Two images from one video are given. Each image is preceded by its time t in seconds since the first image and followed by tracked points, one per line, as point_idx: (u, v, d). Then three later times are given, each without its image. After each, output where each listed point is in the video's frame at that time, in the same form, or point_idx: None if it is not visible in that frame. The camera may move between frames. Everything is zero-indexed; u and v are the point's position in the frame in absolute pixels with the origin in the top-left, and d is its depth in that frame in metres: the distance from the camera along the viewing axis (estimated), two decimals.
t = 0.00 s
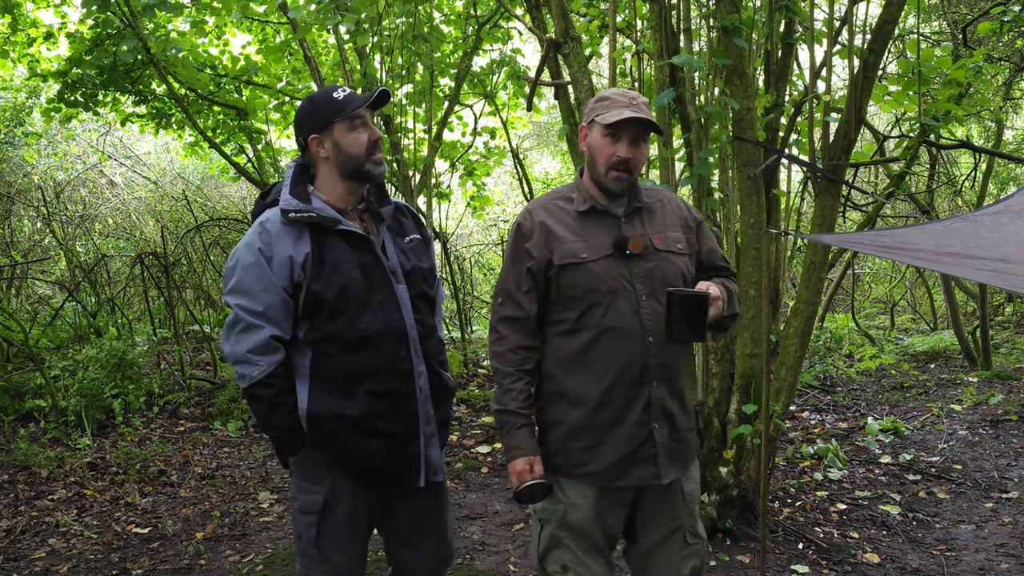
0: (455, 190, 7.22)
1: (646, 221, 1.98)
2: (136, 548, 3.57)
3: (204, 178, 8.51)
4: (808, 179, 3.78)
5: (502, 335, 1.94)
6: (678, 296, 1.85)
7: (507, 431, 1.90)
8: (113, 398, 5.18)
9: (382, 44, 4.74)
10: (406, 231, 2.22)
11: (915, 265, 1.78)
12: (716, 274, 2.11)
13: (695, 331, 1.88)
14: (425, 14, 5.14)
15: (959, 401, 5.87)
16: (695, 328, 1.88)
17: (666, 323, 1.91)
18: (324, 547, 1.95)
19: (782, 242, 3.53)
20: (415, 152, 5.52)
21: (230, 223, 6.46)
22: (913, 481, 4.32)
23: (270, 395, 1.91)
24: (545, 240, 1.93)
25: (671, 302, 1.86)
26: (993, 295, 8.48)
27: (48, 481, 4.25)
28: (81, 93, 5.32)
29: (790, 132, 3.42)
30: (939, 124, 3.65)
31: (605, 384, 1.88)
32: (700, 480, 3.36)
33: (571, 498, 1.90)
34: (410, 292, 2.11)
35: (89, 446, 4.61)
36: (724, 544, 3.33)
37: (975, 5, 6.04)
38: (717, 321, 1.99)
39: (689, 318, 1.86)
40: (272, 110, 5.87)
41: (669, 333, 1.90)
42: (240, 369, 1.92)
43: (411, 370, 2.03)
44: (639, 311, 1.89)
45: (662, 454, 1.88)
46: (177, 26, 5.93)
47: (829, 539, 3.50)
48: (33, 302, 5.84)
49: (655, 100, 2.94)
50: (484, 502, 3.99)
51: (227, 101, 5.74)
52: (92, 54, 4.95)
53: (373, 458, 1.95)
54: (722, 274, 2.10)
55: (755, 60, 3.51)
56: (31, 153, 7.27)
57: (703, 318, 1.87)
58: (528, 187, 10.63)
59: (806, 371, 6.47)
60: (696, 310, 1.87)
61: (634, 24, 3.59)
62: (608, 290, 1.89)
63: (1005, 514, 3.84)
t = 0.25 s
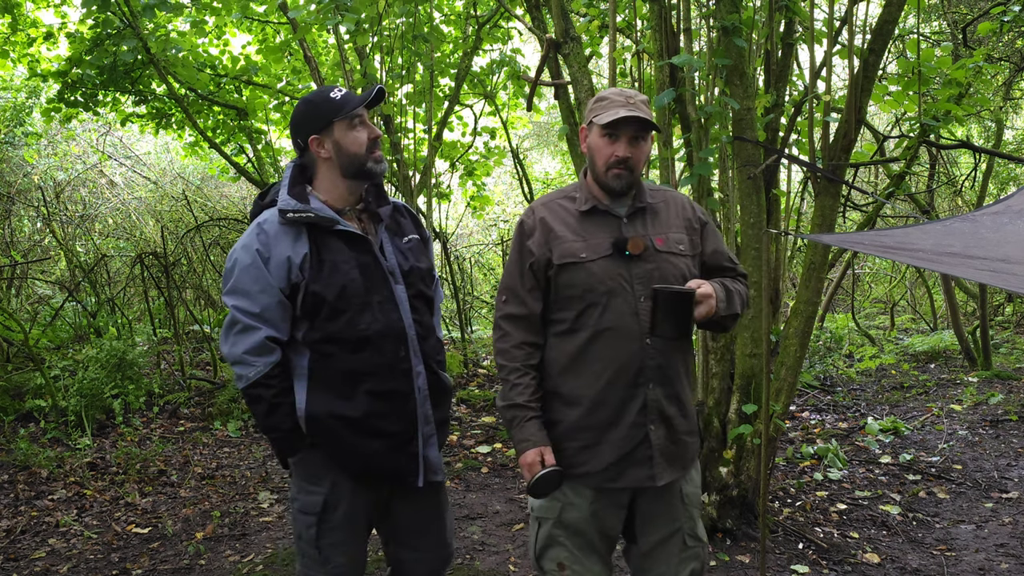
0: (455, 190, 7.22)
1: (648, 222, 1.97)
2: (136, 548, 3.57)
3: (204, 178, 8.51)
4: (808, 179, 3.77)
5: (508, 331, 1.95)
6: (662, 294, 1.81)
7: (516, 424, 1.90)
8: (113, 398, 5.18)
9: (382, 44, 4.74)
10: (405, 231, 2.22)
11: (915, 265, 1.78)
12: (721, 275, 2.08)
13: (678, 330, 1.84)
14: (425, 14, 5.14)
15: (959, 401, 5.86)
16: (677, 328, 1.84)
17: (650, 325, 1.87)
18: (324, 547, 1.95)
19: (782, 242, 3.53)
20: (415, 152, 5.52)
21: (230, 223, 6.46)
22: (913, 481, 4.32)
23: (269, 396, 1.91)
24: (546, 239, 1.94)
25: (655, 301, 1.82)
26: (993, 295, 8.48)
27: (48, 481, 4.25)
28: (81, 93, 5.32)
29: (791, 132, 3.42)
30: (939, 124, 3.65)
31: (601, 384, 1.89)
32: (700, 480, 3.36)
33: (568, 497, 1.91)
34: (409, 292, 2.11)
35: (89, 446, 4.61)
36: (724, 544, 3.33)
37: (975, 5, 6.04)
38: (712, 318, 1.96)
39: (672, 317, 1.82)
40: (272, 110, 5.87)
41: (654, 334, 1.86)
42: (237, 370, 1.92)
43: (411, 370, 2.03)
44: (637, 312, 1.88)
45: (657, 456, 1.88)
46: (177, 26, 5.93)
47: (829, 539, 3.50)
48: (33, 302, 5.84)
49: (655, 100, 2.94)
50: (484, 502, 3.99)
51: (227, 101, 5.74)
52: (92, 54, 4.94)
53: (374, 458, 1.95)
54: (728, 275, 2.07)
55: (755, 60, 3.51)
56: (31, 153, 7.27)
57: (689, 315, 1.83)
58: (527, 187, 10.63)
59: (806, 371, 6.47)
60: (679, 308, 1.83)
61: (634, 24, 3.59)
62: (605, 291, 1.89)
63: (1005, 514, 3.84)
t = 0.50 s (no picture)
0: (455, 190, 7.21)
1: (648, 221, 1.97)
2: (136, 548, 3.57)
3: (204, 178, 8.51)
4: (808, 179, 3.77)
5: (506, 332, 1.95)
6: (660, 296, 1.82)
7: (509, 428, 1.91)
8: (113, 398, 5.17)
9: (382, 44, 4.74)
10: (404, 230, 2.22)
11: (915, 265, 1.78)
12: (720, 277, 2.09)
13: (675, 331, 1.88)
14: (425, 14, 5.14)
15: (959, 401, 5.86)
16: (674, 328, 1.87)
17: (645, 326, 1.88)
18: (322, 547, 1.95)
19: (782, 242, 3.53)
20: (415, 152, 5.52)
21: (230, 223, 6.46)
22: (913, 481, 4.32)
23: (267, 395, 1.90)
24: (545, 239, 1.95)
25: (653, 302, 1.84)
26: (993, 295, 8.47)
27: (48, 481, 4.25)
28: (81, 93, 5.32)
29: (791, 132, 3.41)
30: (939, 124, 3.65)
31: (600, 385, 1.89)
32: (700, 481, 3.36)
33: (567, 498, 1.91)
34: (408, 292, 2.11)
35: (89, 446, 4.61)
36: (724, 544, 3.32)
37: (975, 5, 6.04)
38: (710, 320, 1.96)
39: (670, 318, 1.85)
40: (272, 110, 5.87)
41: (650, 337, 1.87)
42: (235, 370, 1.92)
43: (410, 370, 2.03)
44: (636, 312, 1.89)
45: (656, 458, 1.88)
46: (177, 26, 5.92)
47: (829, 539, 3.50)
48: (33, 302, 5.84)
49: (655, 100, 2.94)
50: (484, 502, 3.99)
51: (227, 101, 5.74)
52: (92, 54, 4.94)
53: (372, 458, 1.96)
54: (728, 276, 2.08)
55: (755, 60, 3.51)
56: (31, 153, 7.27)
57: (686, 317, 1.87)
58: (528, 187, 10.63)
59: (806, 371, 6.47)
60: (677, 309, 1.85)
61: (634, 24, 3.59)
62: (604, 291, 1.89)
63: (1005, 514, 3.84)
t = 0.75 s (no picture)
0: (455, 190, 7.21)
1: (645, 220, 1.97)
2: (136, 548, 3.57)
3: (204, 178, 8.51)
4: (808, 179, 3.78)
5: (502, 336, 1.96)
6: (660, 300, 1.81)
7: (506, 433, 1.91)
8: (113, 398, 5.18)
9: (382, 44, 4.74)
10: (404, 230, 2.22)
11: (915, 265, 1.78)
12: (716, 278, 2.10)
13: (680, 335, 1.86)
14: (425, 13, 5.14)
15: (959, 401, 5.86)
16: (677, 333, 1.85)
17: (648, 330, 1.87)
18: (321, 547, 1.95)
19: (782, 242, 3.53)
20: (415, 152, 5.52)
21: (230, 223, 6.46)
22: (913, 481, 4.32)
23: (266, 395, 1.91)
24: (543, 240, 1.95)
25: (653, 305, 1.83)
26: (993, 295, 8.47)
27: (48, 481, 4.25)
28: (81, 93, 5.32)
29: (791, 132, 3.42)
30: (939, 124, 3.65)
31: (600, 385, 1.88)
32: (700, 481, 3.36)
33: (568, 501, 1.91)
34: (407, 292, 2.10)
35: (88, 446, 4.61)
36: (724, 543, 3.33)
37: (975, 5, 6.04)
38: (706, 322, 1.98)
39: (672, 321, 1.83)
40: (272, 110, 5.87)
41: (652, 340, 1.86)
42: (234, 369, 1.92)
43: (409, 370, 2.03)
44: (635, 311, 1.89)
45: (657, 458, 1.88)
46: (177, 26, 5.92)
47: (829, 539, 3.50)
48: (33, 302, 5.84)
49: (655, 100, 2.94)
50: (484, 502, 3.99)
51: (227, 101, 5.74)
52: (93, 54, 4.94)
53: (371, 458, 1.95)
54: (722, 278, 2.09)
55: (755, 60, 3.51)
56: (31, 153, 7.27)
57: (687, 321, 1.84)
58: (527, 187, 10.63)
59: (806, 371, 6.47)
60: (677, 312, 1.83)
61: (634, 24, 3.58)
62: (603, 290, 1.89)
63: (1005, 514, 3.84)
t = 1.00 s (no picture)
0: (455, 190, 7.21)
1: (642, 221, 1.99)
2: (136, 548, 3.57)
3: (204, 178, 8.51)
4: (807, 179, 3.77)
5: (500, 337, 1.95)
6: (656, 306, 1.81)
7: (513, 436, 1.89)
8: (113, 398, 5.17)
9: (382, 44, 4.74)
10: (404, 231, 2.22)
11: (914, 265, 1.78)
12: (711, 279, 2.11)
13: (677, 342, 1.85)
14: (425, 14, 5.14)
15: (959, 401, 5.86)
16: (674, 337, 1.84)
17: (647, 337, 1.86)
18: (321, 548, 1.95)
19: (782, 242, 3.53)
20: (415, 152, 5.52)
21: (229, 223, 6.46)
22: (913, 481, 4.32)
23: (266, 395, 1.92)
24: (541, 240, 1.94)
25: (649, 313, 1.82)
26: (993, 295, 8.47)
27: (48, 481, 4.25)
28: (81, 93, 5.31)
29: (790, 132, 3.42)
30: (939, 124, 3.65)
31: (600, 386, 1.89)
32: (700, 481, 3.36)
33: (568, 502, 1.90)
34: (408, 292, 2.10)
35: (89, 446, 4.61)
36: (724, 543, 3.32)
37: (975, 5, 6.04)
38: (702, 326, 1.97)
39: (668, 327, 1.82)
40: (272, 110, 5.87)
41: (649, 346, 1.86)
42: (234, 369, 1.93)
43: (409, 370, 2.03)
44: (635, 312, 1.89)
45: (660, 458, 1.88)
46: (177, 26, 5.92)
47: (829, 539, 3.50)
48: (33, 301, 5.84)
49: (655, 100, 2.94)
50: (484, 502, 3.99)
51: (226, 101, 5.74)
52: (92, 54, 4.94)
53: (371, 458, 1.95)
54: (715, 278, 2.10)
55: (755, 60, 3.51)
56: (31, 153, 7.28)
57: (682, 326, 1.83)
58: (527, 187, 10.63)
59: (806, 372, 6.47)
60: (675, 318, 1.83)
61: (634, 24, 3.59)
62: (603, 291, 1.89)
63: (1005, 514, 3.84)
